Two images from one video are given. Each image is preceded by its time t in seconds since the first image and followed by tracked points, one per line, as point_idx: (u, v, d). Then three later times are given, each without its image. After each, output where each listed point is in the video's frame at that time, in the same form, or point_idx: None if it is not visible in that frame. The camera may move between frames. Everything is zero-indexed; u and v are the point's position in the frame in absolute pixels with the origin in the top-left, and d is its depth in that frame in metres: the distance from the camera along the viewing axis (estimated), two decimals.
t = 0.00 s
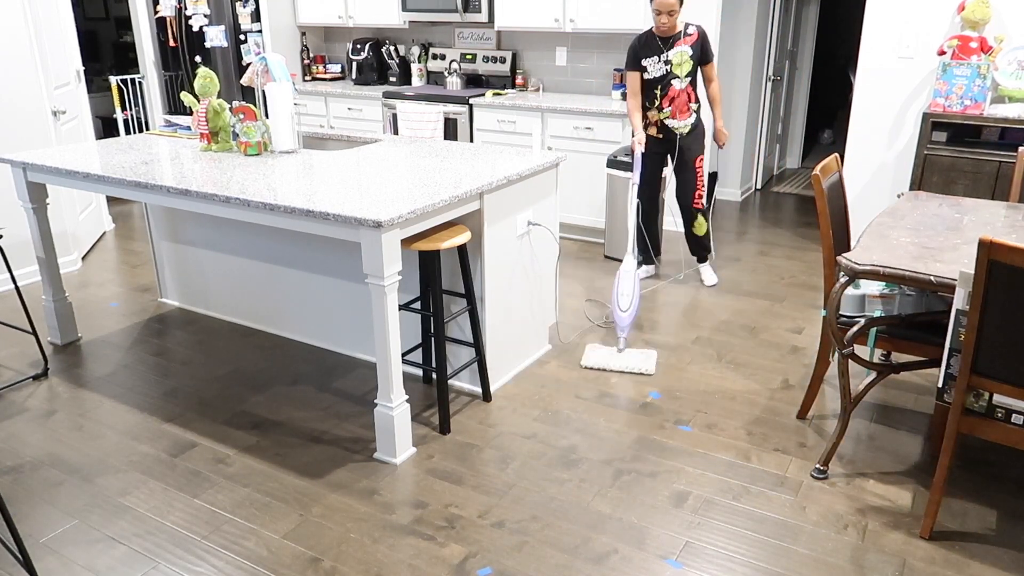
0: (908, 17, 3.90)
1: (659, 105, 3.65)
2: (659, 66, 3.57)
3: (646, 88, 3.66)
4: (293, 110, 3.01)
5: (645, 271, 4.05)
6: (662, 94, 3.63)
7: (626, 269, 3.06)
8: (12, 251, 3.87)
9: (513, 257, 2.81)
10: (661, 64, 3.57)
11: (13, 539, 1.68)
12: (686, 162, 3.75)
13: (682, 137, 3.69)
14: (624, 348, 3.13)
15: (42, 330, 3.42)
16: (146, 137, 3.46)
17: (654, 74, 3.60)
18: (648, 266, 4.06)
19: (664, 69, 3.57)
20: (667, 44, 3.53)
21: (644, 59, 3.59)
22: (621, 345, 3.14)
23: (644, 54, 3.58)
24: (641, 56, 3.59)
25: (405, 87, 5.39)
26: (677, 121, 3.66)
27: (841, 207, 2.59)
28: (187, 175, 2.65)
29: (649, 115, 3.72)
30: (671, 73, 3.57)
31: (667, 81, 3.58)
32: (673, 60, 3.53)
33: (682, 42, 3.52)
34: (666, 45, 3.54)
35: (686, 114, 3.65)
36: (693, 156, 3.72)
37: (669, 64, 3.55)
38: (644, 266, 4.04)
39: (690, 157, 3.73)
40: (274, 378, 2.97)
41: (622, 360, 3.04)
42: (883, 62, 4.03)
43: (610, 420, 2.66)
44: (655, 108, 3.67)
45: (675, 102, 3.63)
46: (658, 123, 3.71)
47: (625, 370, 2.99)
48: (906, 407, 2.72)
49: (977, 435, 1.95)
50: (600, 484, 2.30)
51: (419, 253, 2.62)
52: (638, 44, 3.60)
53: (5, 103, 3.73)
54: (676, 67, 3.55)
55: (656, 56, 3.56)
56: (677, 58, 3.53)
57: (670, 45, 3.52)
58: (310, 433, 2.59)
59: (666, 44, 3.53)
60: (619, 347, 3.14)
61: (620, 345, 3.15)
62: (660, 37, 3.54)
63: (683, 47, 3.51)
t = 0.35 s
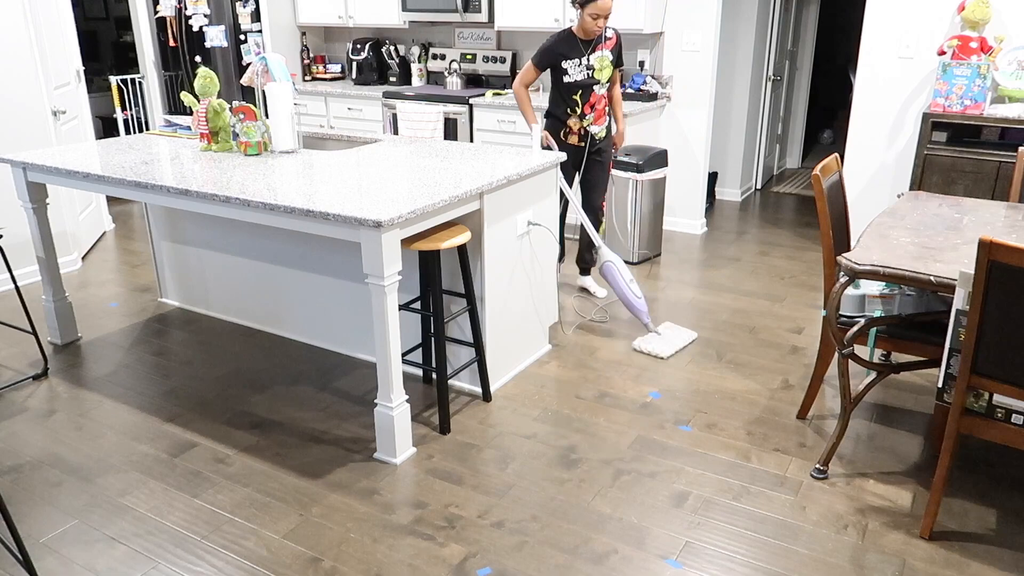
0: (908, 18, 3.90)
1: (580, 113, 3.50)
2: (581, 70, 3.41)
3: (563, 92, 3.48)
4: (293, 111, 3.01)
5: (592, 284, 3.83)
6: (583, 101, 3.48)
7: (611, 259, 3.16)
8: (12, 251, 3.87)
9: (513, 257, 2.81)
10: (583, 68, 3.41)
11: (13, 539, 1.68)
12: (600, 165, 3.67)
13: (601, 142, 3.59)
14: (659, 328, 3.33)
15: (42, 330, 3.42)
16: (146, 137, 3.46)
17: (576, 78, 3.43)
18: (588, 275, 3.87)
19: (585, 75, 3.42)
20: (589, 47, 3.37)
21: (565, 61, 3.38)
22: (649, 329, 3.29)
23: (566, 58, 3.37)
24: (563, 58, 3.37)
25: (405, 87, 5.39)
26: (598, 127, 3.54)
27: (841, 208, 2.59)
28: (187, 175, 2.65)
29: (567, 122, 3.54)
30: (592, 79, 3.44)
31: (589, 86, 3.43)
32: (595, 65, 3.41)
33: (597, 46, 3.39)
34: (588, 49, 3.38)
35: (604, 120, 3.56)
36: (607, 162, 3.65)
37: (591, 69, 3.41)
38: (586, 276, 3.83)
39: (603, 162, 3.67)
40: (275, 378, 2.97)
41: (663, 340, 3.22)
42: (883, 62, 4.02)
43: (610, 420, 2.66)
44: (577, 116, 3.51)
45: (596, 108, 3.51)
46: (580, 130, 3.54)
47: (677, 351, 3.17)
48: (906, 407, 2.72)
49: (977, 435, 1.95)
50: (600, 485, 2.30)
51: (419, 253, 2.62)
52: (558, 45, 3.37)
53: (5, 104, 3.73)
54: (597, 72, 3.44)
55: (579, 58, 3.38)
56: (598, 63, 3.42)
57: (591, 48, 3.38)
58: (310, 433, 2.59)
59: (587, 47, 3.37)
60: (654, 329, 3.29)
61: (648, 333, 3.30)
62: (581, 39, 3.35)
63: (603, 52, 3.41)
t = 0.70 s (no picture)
0: (908, 17, 3.90)
1: (538, 111, 3.65)
2: (533, 67, 3.55)
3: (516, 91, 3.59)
4: (294, 111, 3.01)
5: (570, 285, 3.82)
6: (539, 98, 3.63)
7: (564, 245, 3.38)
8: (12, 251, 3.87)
9: (513, 257, 2.81)
10: (536, 66, 3.56)
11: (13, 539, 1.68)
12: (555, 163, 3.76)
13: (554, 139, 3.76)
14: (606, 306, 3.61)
15: (42, 330, 3.42)
16: (146, 137, 3.46)
17: (530, 75, 3.57)
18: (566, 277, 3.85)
19: (537, 72, 3.57)
20: (539, 46, 3.53)
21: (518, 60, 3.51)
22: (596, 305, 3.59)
23: (519, 58, 3.50)
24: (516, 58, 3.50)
25: (405, 87, 5.39)
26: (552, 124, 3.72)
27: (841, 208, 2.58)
28: (187, 175, 2.65)
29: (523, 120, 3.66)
30: (544, 76, 3.61)
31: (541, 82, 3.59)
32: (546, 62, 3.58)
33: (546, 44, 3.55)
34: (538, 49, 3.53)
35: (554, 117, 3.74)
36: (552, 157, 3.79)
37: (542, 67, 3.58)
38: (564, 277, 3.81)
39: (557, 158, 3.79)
40: (274, 379, 2.96)
41: (611, 315, 3.50)
42: (883, 62, 4.02)
43: (610, 420, 2.66)
44: (535, 114, 3.66)
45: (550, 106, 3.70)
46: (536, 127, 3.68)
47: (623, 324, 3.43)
48: (906, 407, 2.72)
49: (977, 436, 1.95)
50: (600, 485, 2.30)
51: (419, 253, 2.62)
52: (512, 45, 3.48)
53: (4, 103, 3.72)
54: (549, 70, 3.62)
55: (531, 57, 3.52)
56: (548, 61, 3.59)
57: (541, 47, 3.54)
58: (310, 433, 2.59)
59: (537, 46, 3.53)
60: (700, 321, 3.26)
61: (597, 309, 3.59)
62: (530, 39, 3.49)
63: (552, 49, 3.58)
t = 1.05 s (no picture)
0: (908, 18, 3.90)
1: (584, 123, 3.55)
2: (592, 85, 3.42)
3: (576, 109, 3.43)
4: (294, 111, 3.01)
5: (568, 283, 3.84)
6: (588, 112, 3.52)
7: (774, 286, 3.11)
8: (12, 251, 3.87)
9: (513, 257, 2.81)
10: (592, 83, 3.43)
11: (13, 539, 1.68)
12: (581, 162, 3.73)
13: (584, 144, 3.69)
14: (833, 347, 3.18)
15: (42, 330, 3.42)
16: (146, 137, 3.46)
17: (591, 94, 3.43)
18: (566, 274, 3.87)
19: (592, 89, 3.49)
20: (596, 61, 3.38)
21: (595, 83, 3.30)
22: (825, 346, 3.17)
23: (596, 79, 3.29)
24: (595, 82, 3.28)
25: (405, 87, 5.39)
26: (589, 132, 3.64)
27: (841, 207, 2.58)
28: (187, 175, 2.65)
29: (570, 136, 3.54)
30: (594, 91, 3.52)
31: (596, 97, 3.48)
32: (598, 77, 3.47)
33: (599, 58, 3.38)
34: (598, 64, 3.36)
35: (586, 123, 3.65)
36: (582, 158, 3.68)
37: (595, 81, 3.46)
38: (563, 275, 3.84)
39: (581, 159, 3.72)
40: (274, 378, 2.96)
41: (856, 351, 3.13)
42: (883, 62, 4.02)
43: (610, 420, 2.66)
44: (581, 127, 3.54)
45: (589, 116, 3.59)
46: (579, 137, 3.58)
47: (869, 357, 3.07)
48: (906, 406, 2.72)
49: (977, 435, 1.95)
50: (600, 484, 2.30)
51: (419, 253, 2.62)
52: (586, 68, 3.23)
53: (4, 103, 3.72)
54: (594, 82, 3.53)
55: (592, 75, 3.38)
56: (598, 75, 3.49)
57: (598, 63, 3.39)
58: (310, 433, 2.59)
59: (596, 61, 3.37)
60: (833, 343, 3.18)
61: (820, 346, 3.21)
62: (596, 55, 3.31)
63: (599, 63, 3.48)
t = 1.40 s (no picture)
0: (908, 18, 3.90)
1: (578, 110, 3.66)
2: (575, 69, 3.57)
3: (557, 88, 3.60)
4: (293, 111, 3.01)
5: (611, 278, 3.93)
6: (579, 98, 3.64)
7: (645, 249, 3.41)
8: (12, 251, 3.87)
9: (513, 257, 2.81)
10: (577, 67, 3.57)
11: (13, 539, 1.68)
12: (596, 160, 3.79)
13: (593, 140, 3.74)
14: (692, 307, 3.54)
15: (42, 330, 3.42)
16: (146, 137, 3.45)
17: (572, 76, 3.57)
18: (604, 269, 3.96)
19: (581, 73, 3.58)
20: (579, 46, 3.53)
21: (563, 61, 3.52)
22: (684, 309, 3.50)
23: (561, 58, 3.51)
24: (560, 59, 3.51)
25: (405, 87, 5.39)
26: (591, 126, 3.71)
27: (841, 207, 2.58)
28: (187, 175, 2.65)
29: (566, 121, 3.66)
30: (586, 77, 3.62)
31: (582, 81, 3.60)
32: (585, 63, 3.59)
33: (585, 44, 3.55)
34: (578, 48, 3.53)
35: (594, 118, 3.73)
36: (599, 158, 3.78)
37: (583, 67, 3.58)
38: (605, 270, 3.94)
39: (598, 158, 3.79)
40: (274, 379, 2.96)
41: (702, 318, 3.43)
42: (883, 62, 4.02)
43: (610, 420, 2.66)
44: (574, 113, 3.65)
45: (590, 106, 3.69)
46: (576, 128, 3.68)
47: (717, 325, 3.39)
48: (906, 406, 2.72)
49: (977, 435, 1.95)
50: (600, 485, 2.30)
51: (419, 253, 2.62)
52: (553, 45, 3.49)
53: (4, 103, 3.72)
54: (590, 71, 3.62)
55: (572, 57, 3.53)
56: (589, 63, 3.60)
57: (582, 48, 3.55)
58: (310, 433, 2.59)
59: (579, 47, 3.54)
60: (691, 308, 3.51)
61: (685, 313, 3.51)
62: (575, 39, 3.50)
63: (592, 51, 3.59)
